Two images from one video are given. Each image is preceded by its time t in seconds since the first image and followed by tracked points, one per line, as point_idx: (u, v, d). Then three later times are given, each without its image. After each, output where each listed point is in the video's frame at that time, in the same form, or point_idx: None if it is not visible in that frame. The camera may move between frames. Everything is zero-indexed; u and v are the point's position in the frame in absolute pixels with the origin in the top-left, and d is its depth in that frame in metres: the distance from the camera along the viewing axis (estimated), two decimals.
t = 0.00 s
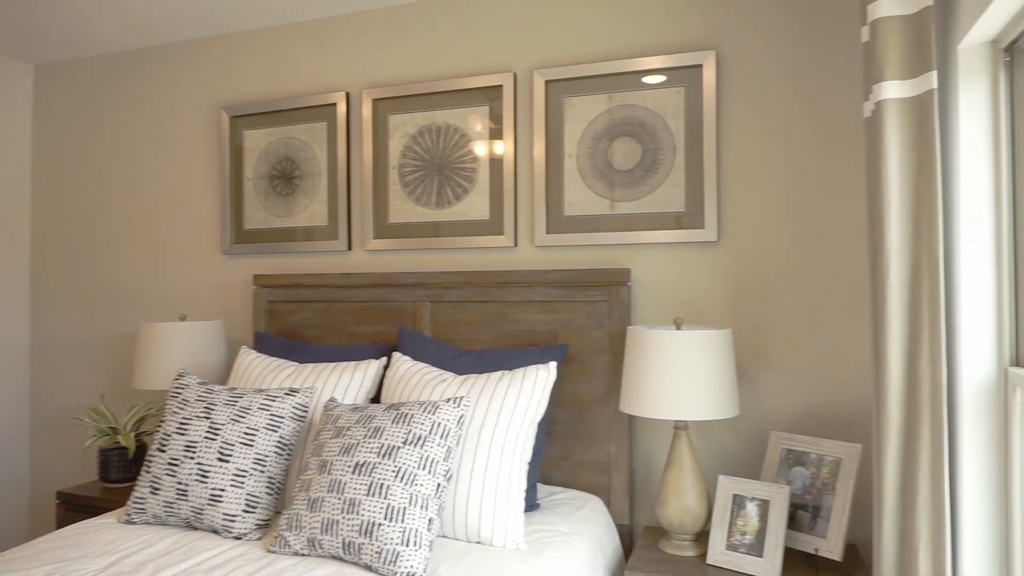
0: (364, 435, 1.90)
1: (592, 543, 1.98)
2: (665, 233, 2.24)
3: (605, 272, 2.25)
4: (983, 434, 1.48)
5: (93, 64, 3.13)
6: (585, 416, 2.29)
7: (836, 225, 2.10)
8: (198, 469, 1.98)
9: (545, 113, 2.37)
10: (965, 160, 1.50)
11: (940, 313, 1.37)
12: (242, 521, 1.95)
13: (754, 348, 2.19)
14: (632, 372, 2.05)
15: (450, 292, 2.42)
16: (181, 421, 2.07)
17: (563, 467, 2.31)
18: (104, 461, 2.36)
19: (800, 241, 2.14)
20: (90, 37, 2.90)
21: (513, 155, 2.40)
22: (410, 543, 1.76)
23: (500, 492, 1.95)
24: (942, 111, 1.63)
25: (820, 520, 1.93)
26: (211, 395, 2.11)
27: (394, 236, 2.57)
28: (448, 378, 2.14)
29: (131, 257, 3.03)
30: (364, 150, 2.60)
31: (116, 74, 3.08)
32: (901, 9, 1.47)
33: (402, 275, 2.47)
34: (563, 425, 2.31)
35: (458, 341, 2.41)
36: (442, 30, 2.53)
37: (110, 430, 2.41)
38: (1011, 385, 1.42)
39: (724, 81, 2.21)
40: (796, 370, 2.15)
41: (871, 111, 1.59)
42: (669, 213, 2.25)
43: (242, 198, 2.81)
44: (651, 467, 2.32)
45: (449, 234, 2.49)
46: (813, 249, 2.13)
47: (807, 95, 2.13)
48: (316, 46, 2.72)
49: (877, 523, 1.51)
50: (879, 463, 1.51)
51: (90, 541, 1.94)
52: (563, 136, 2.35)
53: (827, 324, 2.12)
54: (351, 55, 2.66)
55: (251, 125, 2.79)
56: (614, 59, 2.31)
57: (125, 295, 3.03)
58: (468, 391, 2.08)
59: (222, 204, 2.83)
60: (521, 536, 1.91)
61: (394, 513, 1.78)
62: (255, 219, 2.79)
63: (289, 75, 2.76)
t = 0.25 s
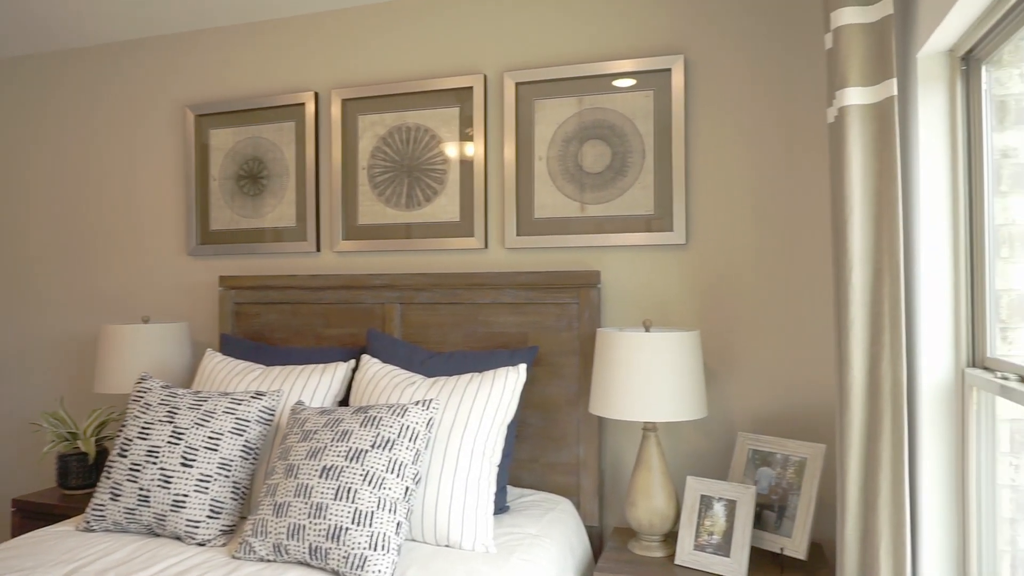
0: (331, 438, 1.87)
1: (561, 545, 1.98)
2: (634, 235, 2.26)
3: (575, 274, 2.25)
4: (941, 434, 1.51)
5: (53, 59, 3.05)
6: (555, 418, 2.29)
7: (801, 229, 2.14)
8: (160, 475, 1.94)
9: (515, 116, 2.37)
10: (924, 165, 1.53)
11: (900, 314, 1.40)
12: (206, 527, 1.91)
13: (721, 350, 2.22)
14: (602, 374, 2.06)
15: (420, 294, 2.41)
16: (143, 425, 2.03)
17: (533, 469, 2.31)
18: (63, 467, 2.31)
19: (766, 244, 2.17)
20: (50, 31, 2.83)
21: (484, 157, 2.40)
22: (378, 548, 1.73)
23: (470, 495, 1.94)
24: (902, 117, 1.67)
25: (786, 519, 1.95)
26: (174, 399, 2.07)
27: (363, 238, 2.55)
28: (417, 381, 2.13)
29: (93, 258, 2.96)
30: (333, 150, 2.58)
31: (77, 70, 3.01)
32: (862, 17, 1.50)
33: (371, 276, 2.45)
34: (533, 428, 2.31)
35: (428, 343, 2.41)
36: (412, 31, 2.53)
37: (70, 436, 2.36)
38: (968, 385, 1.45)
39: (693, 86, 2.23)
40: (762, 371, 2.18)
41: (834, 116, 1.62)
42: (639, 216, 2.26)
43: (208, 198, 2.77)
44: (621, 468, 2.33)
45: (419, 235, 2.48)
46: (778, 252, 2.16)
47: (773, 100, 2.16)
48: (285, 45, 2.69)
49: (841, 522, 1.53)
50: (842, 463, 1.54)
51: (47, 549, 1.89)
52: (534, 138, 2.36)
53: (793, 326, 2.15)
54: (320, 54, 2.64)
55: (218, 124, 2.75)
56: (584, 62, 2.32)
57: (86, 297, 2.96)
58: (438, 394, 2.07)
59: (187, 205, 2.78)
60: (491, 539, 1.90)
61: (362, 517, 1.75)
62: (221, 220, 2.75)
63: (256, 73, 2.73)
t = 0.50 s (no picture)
0: (309, 442, 1.85)
1: (541, 548, 1.98)
2: (614, 237, 2.27)
3: (555, 276, 2.26)
4: (914, 434, 1.53)
5: (25, 57, 3.00)
6: (535, 420, 2.30)
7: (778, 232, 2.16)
8: (135, 480, 1.91)
9: (495, 118, 2.37)
10: (897, 170, 1.55)
11: (875, 316, 1.42)
12: (182, 533, 1.88)
13: (699, 352, 2.23)
14: (581, 376, 2.06)
15: (399, 297, 2.40)
16: (117, 430, 1.99)
17: (513, 472, 2.31)
18: (35, 473, 2.28)
19: (744, 247, 2.19)
20: (23, 29, 2.79)
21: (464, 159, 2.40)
22: (356, 552, 1.72)
23: (449, 498, 1.93)
24: (876, 122, 1.69)
25: (764, 520, 1.97)
26: (149, 403, 2.04)
27: (342, 240, 2.53)
28: (397, 384, 2.12)
29: (66, 260, 2.91)
30: (312, 152, 2.56)
31: (51, 69, 2.96)
32: (837, 23, 1.53)
33: (350, 279, 2.44)
34: (513, 430, 2.31)
35: (408, 346, 2.40)
36: (393, 32, 2.52)
37: (42, 441, 2.32)
38: (940, 386, 1.47)
39: (672, 89, 2.25)
40: (740, 373, 2.20)
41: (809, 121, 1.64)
42: (618, 219, 2.27)
43: (185, 199, 2.74)
44: (600, 470, 2.34)
45: (399, 237, 2.47)
46: (756, 255, 2.18)
47: (750, 104, 2.18)
48: (264, 45, 2.67)
49: (817, 522, 1.55)
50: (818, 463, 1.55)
51: (17, 557, 1.85)
52: (514, 141, 2.36)
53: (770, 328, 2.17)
54: (299, 55, 2.62)
55: (195, 124, 2.72)
56: (564, 65, 2.33)
57: (59, 299, 2.92)
58: (417, 397, 2.06)
59: (163, 206, 2.75)
60: (470, 542, 1.90)
61: (340, 521, 1.73)
62: (198, 222, 2.72)
63: (234, 74, 2.70)
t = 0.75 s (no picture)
0: (293, 445, 1.83)
1: (527, 551, 1.98)
2: (600, 240, 2.27)
3: (541, 279, 2.26)
4: (896, 436, 1.54)
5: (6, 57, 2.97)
6: (521, 423, 2.29)
7: (764, 235, 2.17)
8: (116, 485, 1.89)
9: (481, 121, 2.37)
10: (879, 174, 1.56)
11: (857, 319, 1.43)
12: (164, 537, 1.86)
13: (684, 354, 2.24)
14: (567, 379, 2.06)
15: (385, 299, 2.39)
16: (98, 434, 1.97)
17: (499, 474, 2.31)
18: (14, 477, 2.26)
19: (729, 250, 2.20)
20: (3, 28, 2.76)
21: (449, 162, 2.40)
22: (341, 556, 1.71)
23: (435, 501, 1.92)
24: (859, 126, 1.71)
25: (748, 521, 1.98)
26: (131, 406, 2.02)
27: (328, 242, 2.52)
28: (382, 387, 2.11)
29: (47, 262, 2.88)
30: (297, 154, 2.55)
31: (31, 68, 2.93)
32: (819, 28, 1.54)
33: (335, 281, 2.43)
34: (499, 433, 2.31)
35: (393, 348, 2.39)
36: (379, 34, 2.51)
37: (22, 445, 2.30)
38: (922, 388, 1.48)
39: (657, 93, 2.26)
40: (725, 375, 2.21)
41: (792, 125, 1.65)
42: (604, 222, 2.28)
43: (169, 201, 2.71)
44: (586, 472, 2.34)
45: (385, 240, 2.46)
46: (741, 258, 2.19)
47: (736, 107, 2.20)
48: (249, 45, 2.65)
49: (800, 523, 1.55)
50: (802, 466, 1.56)
51: None
52: (500, 143, 2.36)
53: (754, 330, 2.18)
54: (285, 56, 2.61)
55: (178, 125, 2.70)
56: (550, 68, 2.33)
57: (40, 301, 2.89)
58: (403, 400, 2.05)
59: (146, 208, 2.73)
60: (456, 545, 1.89)
61: (324, 525, 1.72)
62: (182, 223, 2.70)
63: (219, 75, 2.69)
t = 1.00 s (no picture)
0: (282, 447, 1.82)
1: (516, 552, 1.98)
2: (590, 241, 2.27)
3: (531, 279, 2.26)
4: (883, 435, 1.55)
5: None
6: (511, 423, 2.29)
7: (752, 236, 2.18)
8: (102, 487, 1.87)
9: (471, 121, 2.37)
10: (867, 175, 1.57)
11: (845, 319, 1.43)
12: (150, 540, 1.85)
13: (674, 355, 2.24)
14: (557, 379, 2.06)
15: (375, 300, 2.38)
16: (84, 436, 1.95)
17: (489, 475, 2.30)
18: None
19: (718, 250, 2.21)
20: None
21: (439, 162, 2.39)
22: (330, 558, 1.70)
23: (424, 502, 1.91)
24: (847, 128, 1.71)
25: (738, 521, 1.98)
26: (117, 408, 2.00)
27: (317, 243, 2.51)
28: (371, 388, 2.10)
29: (33, 262, 2.85)
30: (286, 154, 2.54)
31: (17, 67, 2.90)
32: (808, 30, 1.55)
33: (324, 282, 2.42)
34: (489, 434, 2.30)
35: (383, 349, 2.38)
36: (369, 34, 2.51)
37: (6, 447, 2.30)
38: (909, 388, 1.49)
39: (647, 94, 2.26)
40: (715, 375, 2.21)
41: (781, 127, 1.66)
42: (594, 223, 2.28)
43: (156, 201, 2.69)
44: (576, 473, 2.34)
45: (374, 240, 2.46)
46: (730, 259, 2.20)
47: (725, 108, 2.20)
48: (238, 44, 2.64)
49: (789, 523, 1.56)
50: (791, 466, 1.57)
51: None
52: (490, 144, 2.36)
53: (743, 331, 2.19)
54: (274, 56, 2.60)
55: (166, 125, 2.68)
56: (541, 69, 2.33)
57: (25, 302, 2.86)
58: (392, 401, 2.04)
59: (133, 208, 2.70)
60: (445, 547, 1.89)
61: (313, 528, 1.71)
62: (170, 224, 2.68)
63: (207, 74, 2.67)
